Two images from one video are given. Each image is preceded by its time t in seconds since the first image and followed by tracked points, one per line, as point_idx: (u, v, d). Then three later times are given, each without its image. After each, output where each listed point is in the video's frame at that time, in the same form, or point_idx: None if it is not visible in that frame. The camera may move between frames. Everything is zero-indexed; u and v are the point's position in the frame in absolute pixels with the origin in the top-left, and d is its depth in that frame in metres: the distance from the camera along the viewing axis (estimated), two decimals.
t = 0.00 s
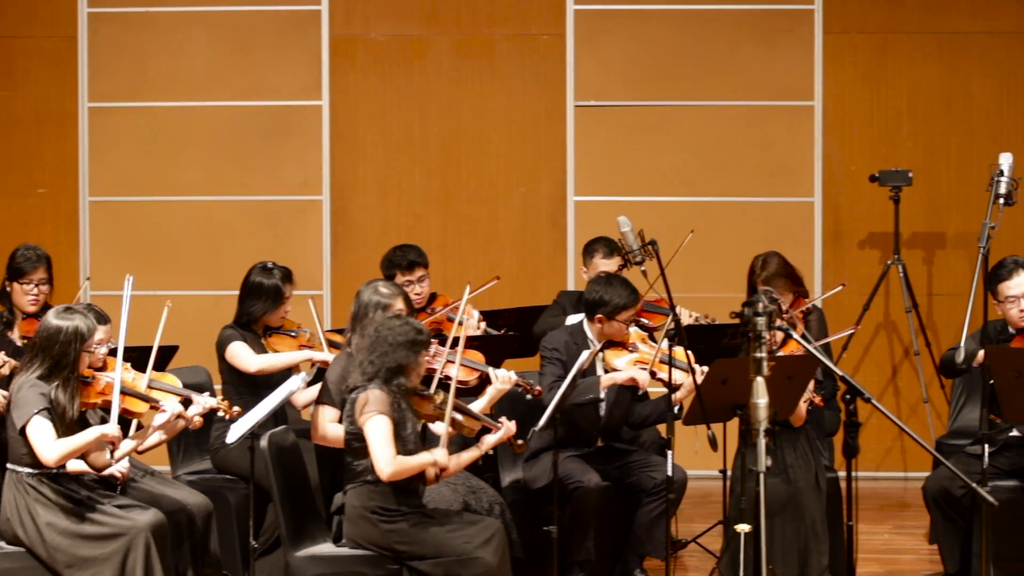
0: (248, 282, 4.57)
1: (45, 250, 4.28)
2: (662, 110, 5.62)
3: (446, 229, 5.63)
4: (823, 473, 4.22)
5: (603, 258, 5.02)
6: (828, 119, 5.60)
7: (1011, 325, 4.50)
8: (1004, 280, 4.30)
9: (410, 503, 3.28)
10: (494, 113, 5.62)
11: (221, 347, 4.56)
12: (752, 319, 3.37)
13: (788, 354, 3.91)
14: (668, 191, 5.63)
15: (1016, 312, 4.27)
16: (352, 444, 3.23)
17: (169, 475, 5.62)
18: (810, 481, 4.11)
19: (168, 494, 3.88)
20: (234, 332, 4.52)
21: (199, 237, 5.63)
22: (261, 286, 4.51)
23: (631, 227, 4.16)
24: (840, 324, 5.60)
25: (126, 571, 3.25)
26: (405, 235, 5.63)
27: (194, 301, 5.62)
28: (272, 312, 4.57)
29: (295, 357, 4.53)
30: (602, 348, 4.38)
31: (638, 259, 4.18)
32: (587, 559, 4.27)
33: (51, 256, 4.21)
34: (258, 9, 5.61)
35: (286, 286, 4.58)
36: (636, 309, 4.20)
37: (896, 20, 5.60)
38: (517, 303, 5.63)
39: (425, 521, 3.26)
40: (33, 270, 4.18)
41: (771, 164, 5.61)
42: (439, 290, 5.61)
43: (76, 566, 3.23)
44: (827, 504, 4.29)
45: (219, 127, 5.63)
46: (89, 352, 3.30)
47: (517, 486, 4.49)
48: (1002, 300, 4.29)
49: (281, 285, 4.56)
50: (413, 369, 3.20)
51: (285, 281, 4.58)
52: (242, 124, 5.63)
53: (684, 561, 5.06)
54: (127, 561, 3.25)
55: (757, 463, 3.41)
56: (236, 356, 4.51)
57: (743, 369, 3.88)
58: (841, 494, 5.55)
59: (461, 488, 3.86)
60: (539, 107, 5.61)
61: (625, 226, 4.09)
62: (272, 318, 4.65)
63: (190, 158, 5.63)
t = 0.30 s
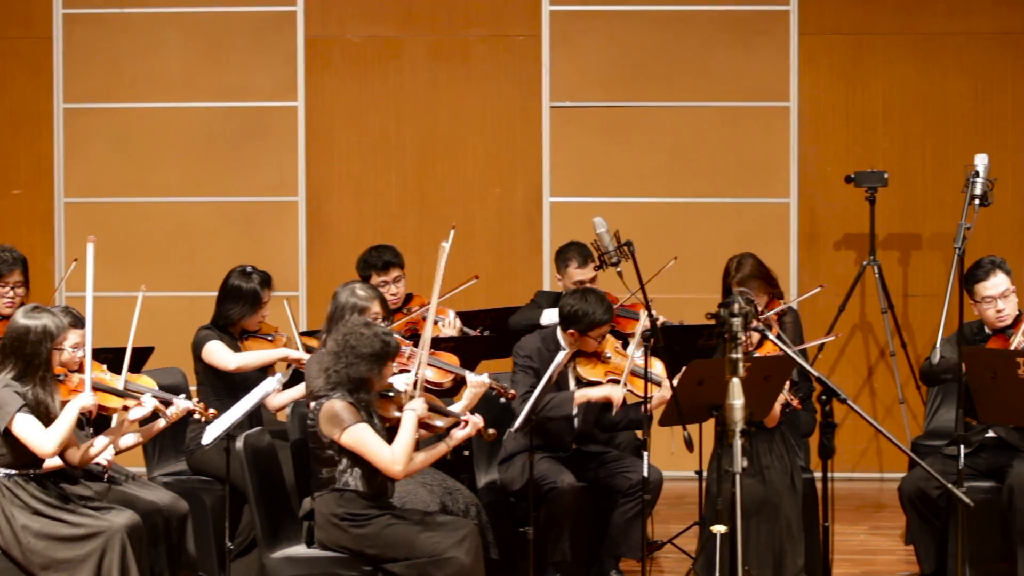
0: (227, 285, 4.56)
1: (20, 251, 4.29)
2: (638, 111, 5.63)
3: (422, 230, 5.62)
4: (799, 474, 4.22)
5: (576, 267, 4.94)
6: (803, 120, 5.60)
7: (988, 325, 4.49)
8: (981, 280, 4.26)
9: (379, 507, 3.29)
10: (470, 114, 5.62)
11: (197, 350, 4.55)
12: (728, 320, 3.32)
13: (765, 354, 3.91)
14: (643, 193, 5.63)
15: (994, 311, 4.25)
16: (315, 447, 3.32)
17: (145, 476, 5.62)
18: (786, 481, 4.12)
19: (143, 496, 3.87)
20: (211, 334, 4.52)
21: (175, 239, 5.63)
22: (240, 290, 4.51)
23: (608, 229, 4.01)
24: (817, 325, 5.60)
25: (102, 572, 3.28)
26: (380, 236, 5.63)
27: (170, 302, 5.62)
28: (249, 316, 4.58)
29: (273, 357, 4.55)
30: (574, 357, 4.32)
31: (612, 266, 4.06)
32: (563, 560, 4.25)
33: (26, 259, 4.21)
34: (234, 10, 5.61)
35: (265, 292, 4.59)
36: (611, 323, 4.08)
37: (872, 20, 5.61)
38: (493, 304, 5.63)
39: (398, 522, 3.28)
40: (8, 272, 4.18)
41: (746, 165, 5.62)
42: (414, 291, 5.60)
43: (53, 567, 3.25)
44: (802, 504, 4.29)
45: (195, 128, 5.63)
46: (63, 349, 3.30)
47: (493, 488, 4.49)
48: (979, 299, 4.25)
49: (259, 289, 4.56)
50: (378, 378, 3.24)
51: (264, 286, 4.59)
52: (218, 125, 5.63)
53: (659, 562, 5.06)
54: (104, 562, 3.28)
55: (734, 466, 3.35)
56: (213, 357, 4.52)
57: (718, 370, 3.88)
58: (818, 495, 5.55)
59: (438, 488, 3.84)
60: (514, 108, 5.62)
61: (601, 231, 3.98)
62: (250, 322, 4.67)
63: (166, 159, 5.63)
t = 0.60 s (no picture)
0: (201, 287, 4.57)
1: None
2: (613, 112, 5.63)
3: (396, 232, 5.62)
4: (774, 476, 4.23)
5: (555, 259, 5.01)
6: (778, 122, 5.61)
7: (962, 325, 4.49)
8: (960, 277, 4.30)
9: (361, 512, 3.28)
10: (445, 116, 5.62)
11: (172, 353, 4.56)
12: (703, 321, 3.27)
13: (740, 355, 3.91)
14: (618, 194, 5.64)
15: (971, 308, 4.27)
16: (294, 458, 3.23)
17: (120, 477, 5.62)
18: (760, 483, 4.13)
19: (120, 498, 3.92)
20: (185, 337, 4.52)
21: (150, 240, 5.62)
22: (214, 292, 4.51)
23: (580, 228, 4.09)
24: (791, 326, 5.60)
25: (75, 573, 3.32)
26: (355, 237, 5.62)
27: (145, 304, 5.62)
28: (223, 317, 4.57)
29: (248, 358, 4.51)
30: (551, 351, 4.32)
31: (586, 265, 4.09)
32: (537, 562, 4.25)
33: None
34: (207, 11, 5.60)
35: (240, 293, 4.58)
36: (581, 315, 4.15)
37: (846, 21, 5.61)
38: (468, 305, 5.63)
39: (377, 527, 3.27)
40: None
41: (721, 166, 5.62)
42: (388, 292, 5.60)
43: (28, 570, 3.28)
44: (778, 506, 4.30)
45: (170, 130, 5.62)
46: (20, 343, 3.29)
47: (468, 488, 4.48)
48: (956, 295, 4.28)
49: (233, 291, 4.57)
50: (341, 371, 3.17)
51: (239, 287, 4.58)
52: (193, 126, 5.62)
53: (633, 564, 5.06)
54: (78, 563, 3.32)
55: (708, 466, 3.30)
56: (189, 357, 4.51)
57: (692, 371, 3.88)
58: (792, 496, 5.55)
59: (414, 489, 3.94)
60: (489, 109, 5.62)
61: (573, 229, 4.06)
62: (224, 324, 4.66)
63: (140, 160, 5.63)
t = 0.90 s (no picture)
0: (176, 287, 4.51)
1: None
2: (590, 113, 5.63)
3: (373, 233, 5.63)
4: (752, 476, 4.22)
5: (533, 257, 5.01)
6: (755, 122, 5.61)
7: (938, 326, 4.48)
8: (936, 278, 4.27)
9: (334, 512, 3.24)
10: (422, 116, 5.62)
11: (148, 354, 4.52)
12: (680, 322, 3.24)
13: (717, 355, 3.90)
14: (595, 194, 5.64)
15: (947, 309, 4.26)
16: (265, 450, 3.24)
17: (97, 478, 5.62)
18: (737, 483, 4.12)
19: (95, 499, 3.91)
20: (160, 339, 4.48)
21: (126, 240, 5.62)
22: (189, 293, 4.46)
23: (558, 231, 4.22)
24: (768, 326, 5.61)
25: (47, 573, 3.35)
26: (332, 238, 5.62)
27: (122, 304, 5.62)
28: (199, 318, 4.53)
29: (223, 362, 4.49)
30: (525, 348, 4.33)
31: (563, 264, 4.12)
32: (514, 561, 4.23)
33: None
34: (184, 12, 5.60)
35: (216, 294, 4.54)
36: (553, 307, 4.15)
37: (823, 22, 5.62)
38: (445, 306, 5.64)
39: (350, 527, 3.23)
40: None
41: (698, 167, 5.62)
42: (366, 293, 5.60)
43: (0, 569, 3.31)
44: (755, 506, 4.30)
45: (146, 130, 5.62)
46: None
47: (445, 489, 4.45)
48: (932, 297, 4.26)
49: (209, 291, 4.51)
50: (329, 386, 3.17)
51: (215, 288, 4.54)
52: (170, 127, 5.62)
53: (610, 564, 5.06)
54: (50, 564, 3.35)
55: (685, 468, 3.29)
56: (164, 361, 4.49)
57: (670, 373, 3.87)
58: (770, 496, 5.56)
59: (390, 490, 3.93)
60: (466, 110, 5.62)
61: (551, 230, 4.16)
62: (200, 325, 4.63)
63: (117, 161, 5.62)
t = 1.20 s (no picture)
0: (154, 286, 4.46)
1: None
2: (570, 113, 5.63)
3: (354, 233, 5.63)
4: (733, 477, 4.23)
5: (518, 255, 4.98)
6: (735, 123, 5.61)
7: (918, 328, 4.48)
8: (917, 279, 4.27)
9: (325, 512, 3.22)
10: (403, 117, 5.62)
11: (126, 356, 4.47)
12: (662, 322, 3.22)
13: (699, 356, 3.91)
14: (575, 195, 5.64)
15: (928, 311, 4.25)
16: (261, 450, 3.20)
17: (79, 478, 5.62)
18: (719, 485, 4.13)
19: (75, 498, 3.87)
20: (138, 344, 4.42)
21: (108, 241, 5.63)
22: (167, 292, 4.41)
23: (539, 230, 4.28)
24: (749, 327, 5.61)
25: (32, 573, 3.36)
26: (313, 238, 5.63)
27: (103, 305, 5.62)
28: (177, 318, 4.46)
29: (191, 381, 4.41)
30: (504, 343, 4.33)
31: (544, 262, 4.15)
32: (495, 562, 4.20)
33: None
34: (165, 12, 5.60)
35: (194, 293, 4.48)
36: (531, 295, 4.16)
37: (805, 22, 5.62)
38: (426, 306, 5.63)
39: (336, 530, 3.22)
40: None
41: (679, 167, 5.62)
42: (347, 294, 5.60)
43: None
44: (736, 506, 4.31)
45: (127, 131, 5.62)
46: None
47: (427, 490, 4.46)
48: (914, 298, 4.26)
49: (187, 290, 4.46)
50: (322, 370, 3.21)
51: (193, 287, 4.48)
52: (150, 128, 5.62)
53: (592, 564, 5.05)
54: (33, 563, 3.36)
55: (665, 468, 3.22)
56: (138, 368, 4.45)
57: (652, 373, 3.89)
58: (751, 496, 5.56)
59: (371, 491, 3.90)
60: (448, 111, 5.62)
61: (533, 230, 4.21)
62: (179, 324, 4.57)
63: (98, 162, 5.62)
